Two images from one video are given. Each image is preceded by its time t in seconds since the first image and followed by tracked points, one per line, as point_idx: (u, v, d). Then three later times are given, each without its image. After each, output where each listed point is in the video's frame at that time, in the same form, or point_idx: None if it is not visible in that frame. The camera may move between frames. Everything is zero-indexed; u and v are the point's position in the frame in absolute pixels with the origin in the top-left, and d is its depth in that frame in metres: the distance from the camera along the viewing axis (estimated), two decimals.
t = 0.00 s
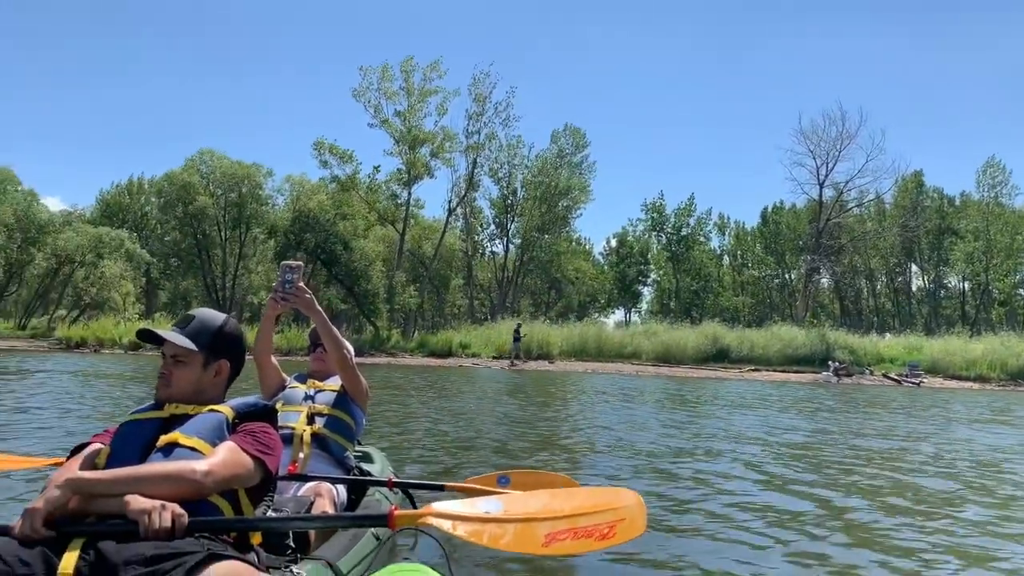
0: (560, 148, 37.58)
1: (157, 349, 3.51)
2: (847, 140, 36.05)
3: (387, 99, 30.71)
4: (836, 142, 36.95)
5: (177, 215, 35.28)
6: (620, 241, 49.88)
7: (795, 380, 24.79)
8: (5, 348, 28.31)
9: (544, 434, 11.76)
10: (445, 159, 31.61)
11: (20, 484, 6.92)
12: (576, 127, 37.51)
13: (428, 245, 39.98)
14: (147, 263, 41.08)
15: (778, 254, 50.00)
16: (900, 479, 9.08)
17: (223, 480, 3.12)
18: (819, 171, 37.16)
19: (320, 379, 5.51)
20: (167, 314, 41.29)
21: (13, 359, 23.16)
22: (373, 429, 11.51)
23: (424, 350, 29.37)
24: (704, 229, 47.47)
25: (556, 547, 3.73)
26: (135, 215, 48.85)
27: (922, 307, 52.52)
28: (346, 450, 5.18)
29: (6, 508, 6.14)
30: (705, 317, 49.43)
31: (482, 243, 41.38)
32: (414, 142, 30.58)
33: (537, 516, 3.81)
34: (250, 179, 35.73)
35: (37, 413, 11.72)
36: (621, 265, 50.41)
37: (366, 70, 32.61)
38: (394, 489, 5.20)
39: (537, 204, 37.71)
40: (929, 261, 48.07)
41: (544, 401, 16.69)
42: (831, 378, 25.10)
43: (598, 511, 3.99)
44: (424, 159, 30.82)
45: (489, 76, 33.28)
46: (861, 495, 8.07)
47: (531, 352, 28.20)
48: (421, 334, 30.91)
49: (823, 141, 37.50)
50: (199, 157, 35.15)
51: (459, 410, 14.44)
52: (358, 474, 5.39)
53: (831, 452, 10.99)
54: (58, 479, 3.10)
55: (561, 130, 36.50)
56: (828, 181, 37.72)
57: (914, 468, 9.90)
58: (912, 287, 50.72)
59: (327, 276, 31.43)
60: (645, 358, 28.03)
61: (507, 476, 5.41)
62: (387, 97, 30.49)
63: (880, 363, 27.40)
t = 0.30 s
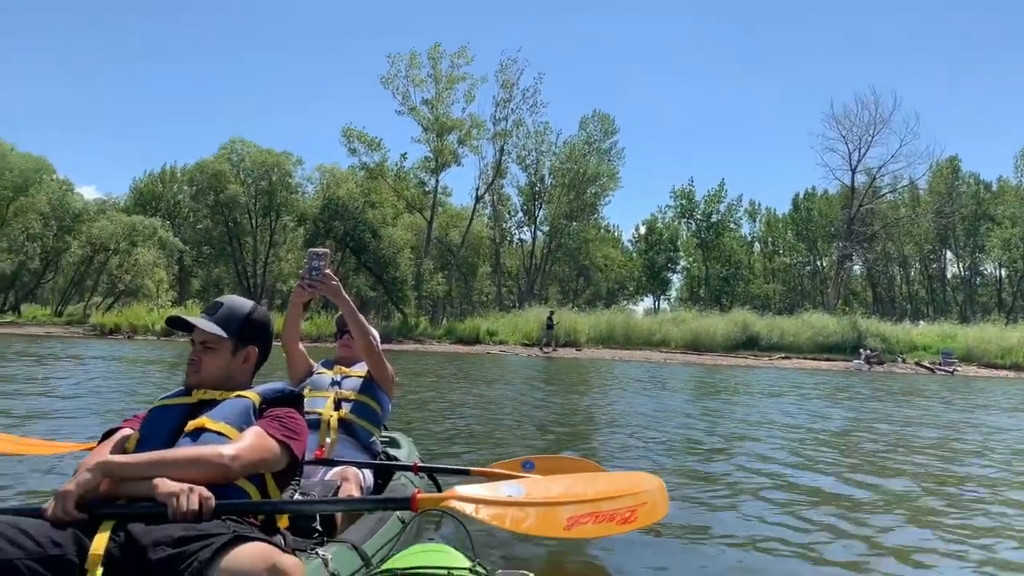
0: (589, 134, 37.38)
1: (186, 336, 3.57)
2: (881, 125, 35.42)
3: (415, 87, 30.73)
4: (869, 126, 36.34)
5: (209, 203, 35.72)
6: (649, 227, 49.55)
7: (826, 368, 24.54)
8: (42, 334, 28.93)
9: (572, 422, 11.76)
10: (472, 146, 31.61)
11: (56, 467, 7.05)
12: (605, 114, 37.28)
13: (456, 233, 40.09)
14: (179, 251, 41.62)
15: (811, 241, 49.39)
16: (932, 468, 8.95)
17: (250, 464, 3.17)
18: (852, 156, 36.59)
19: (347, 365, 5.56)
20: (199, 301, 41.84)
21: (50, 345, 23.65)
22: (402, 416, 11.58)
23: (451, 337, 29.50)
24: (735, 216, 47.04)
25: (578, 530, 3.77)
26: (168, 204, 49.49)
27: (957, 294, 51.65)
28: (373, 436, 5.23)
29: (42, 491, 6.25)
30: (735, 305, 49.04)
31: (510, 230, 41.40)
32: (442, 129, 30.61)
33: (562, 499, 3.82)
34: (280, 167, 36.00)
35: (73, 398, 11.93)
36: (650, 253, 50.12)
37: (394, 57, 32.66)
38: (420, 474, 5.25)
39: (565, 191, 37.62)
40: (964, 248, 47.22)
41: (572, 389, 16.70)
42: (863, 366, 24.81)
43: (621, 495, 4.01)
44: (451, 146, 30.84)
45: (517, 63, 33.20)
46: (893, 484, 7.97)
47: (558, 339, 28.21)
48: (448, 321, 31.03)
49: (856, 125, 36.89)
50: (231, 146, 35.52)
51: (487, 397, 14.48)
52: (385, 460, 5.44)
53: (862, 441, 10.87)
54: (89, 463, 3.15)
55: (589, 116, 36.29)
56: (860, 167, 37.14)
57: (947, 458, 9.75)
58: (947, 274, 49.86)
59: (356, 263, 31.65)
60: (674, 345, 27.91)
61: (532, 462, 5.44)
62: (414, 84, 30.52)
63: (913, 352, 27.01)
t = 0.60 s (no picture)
0: (616, 123, 37.16)
1: (215, 324, 3.61)
2: (913, 112, 34.81)
3: (442, 76, 30.74)
4: (902, 113, 35.74)
5: (238, 193, 36.10)
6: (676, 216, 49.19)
7: (855, 359, 24.27)
8: (75, 322, 29.45)
9: (598, 411, 11.75)
10: (499, 136, 31.59)
11: (90, 452, 7.17)
12: (633, 102, 37.03)
13: (481, 222, 40.15)
14: (210, 240, 42.08)
15: (841, 231, 48.77)
16: (963, 461, 8.84)
17: (279, 449, 3.20)
18: (883, 144, 36.05)
19: (373, 353, 5.59)
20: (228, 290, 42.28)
21: (83, 333, 24.09)
22: (429, 404, 11.64)
23: (478, 326, 29.59)
24: (764, 205, 46.58)
25: (605, 516, 3.75)
26: (198, 193, 50.04)
27: (991, 284, 50.79)
28: (399, 423, 5.26)
29: (75, 476, 6.36)
30: (763, 295, 48.64)
31: (537, 220, 41.37)
32: (469, 119, 30.61)
33: (589, 485, 3.81)
34: (307, 157, 36.19)
35: (105, 385, 12.10)
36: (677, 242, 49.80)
37: (421, 47, 32.68)
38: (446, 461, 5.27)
39: (592, 179, 37.49)
40: (1000, 238, 46.38)
41: (598, 378, 16.67)
42: (893, 357, 24.51)
43: (650, 481, 3.98)
44: (478, 136, 30.87)
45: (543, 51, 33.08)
46: (924, 476, 7.88)
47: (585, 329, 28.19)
48: (475, 310, 31.12)
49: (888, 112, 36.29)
50: (261, 137, 35.83)
51: (513, 387, 14.51)
52: (411, 447, 5.46)
53: (892, 433, 10.75)
54: (121, 448, 3.19)
55: (617, 104, 36.07)
56: (892, 155, 36.56)
57: (979, 450, 9.61)
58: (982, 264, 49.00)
59: (383, 253, 31.82)
60: (701, 335, 27.76)
61: (558, 450, 5.44)
62: (441, 74, 30.53)
63: (945, 342, 26.61)
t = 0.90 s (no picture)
0: (643, 111, 36.89)
1: (244, 315, 3.65)
2: (947, 97, 34.18)
3: (468, 65, 30.70)
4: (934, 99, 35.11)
5: (266, 183, 36.40)
6: (705, 204, 48.75)
7: (886, 348, 24.01)
8: (107, 313, 29.92)
9: (625, 401, 11.74)
10: (525, 125, 31.53)
11: (122, 441, 7.29)
12: (660, 90, 36.72)
13: (507, 212, 40.15)
14: (239, 231, 42.52)
15: (872, 219, 48.10)
16: (996, 452, 8.72)
17: (308, 439, 3.25)
18: (915, 130, 35.46)
19: (399, 344, 5.62)
20: (258, 281, 42.72)
21: (116, 323, 24.47)
22: (456, 393, 11.67)
23: (503, 316, 29.63)
24: (793, 193, 46.06)
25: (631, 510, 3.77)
26: (227, 185, 50.50)
27: None
28: (424, 413, 5.29)
29: (107, 464, 6.46)
30: (793, 284, 48.16)
31: (563, 209, 41.26)
32: (494, 109, 30.58)
33: (616, 479, 3.81)
34: (334, 148, 36.36)
35: (138, 375, 12.30)
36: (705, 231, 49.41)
37: (446, 37, 32.68)
38: (471, 452, 5.29)
39: (619, 168, 37.29)
40: None
41: (625, 368, 16.66)
42: (925, 346, 24.20)
43: (676, 475, 3.97)
44: (503, 125, 30.84)
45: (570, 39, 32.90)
46: (954, 467, 7.80)
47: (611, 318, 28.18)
48: (501, 300, 31.16)
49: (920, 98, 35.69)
50: (289, 128, 36.08)
51: (540, 377, 14.54)
52: (436, 437, 5.50)
53: (922, 423, 10.64)
54: (153, 436, 3.25)
55: (644, 92, 35.82)
56: (925, 141, 35.95)
57: (1012, 441, 9.49)
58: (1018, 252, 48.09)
59: (410, 243, 31.98)
60: (729, 325, 27.58)
61: (583, 442, 5.46)
62: (467, 63, 30.52)
63: (979, 332, 26.20)
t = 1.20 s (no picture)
0: (672, 98, 36.59)
1: (271, 306, 3.67)
2: (982, 81, 33.49)
3: (494, 54, 30.64)
4: (969, 83, 34.43)
5: (294, 174, 36.66)
6: (734, 192, 48.28)
7: (919, 337, 23.66)
8: (140, 304, 30.38)
9: (653, 391, 11.68)
10: (551, 114, 31.43)
11: (154, 430, 7.40)
12: (689, 77, 36.38)
13: (534, 201, 40.08)
14: (269, 223, 42.91)
15: (906, 206, 47.33)
16: None
17: (334, 430, 3.27)
18: (950, 115, 34.79)
19: (424, 333, 5.64)
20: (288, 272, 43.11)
21: (149, 314, 24.80)
22: (483, 383, 11.70)
23: (530, 306, 29.62)
24: (824, 180, 45.46)
25: (655, 503, 3.74)
26: (256, 176, 50.94)
27: None
28: (449, 402, 5.30)
29: (138, 453, 6.55)
30: (823, 272, 47.60)
31: (590, 198, 41.09)
32: (520, 97, 30.50)
33: (639, 471, 3.79)
34: (361, 139, 36.51)
35: (170, 364, 12.47)
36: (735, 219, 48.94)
37: (472, 26, 32.63)
38: (496, 441, 5.29)
39: (647, 156, 37.04)
40: None
41: (653, 357, 16.59)
42: (960, 335, 23.81)
43: (700, 468, 3.95)
44: (529, 114, 30.75)
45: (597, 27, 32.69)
46: (988, 457, 7.67)
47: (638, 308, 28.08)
48: (528, 290, 31.15)
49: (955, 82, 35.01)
50: (317, 120, 36.29)
51: (567, 366, 14.52)
52: (461, 426, 5.51)
53: (956, 413, 10.47)
54: (180, 426, 3.27)
55: (672, 79, 35.53)
56: (960, 126, 35.28)
57: None
58: None
59: (436, 234, 32.08)
60: (759, 315, 27.32)
61: (608, 432, 5.45)
62: (493, 52, 30.45)
63: (1016, 320, 25.70)
